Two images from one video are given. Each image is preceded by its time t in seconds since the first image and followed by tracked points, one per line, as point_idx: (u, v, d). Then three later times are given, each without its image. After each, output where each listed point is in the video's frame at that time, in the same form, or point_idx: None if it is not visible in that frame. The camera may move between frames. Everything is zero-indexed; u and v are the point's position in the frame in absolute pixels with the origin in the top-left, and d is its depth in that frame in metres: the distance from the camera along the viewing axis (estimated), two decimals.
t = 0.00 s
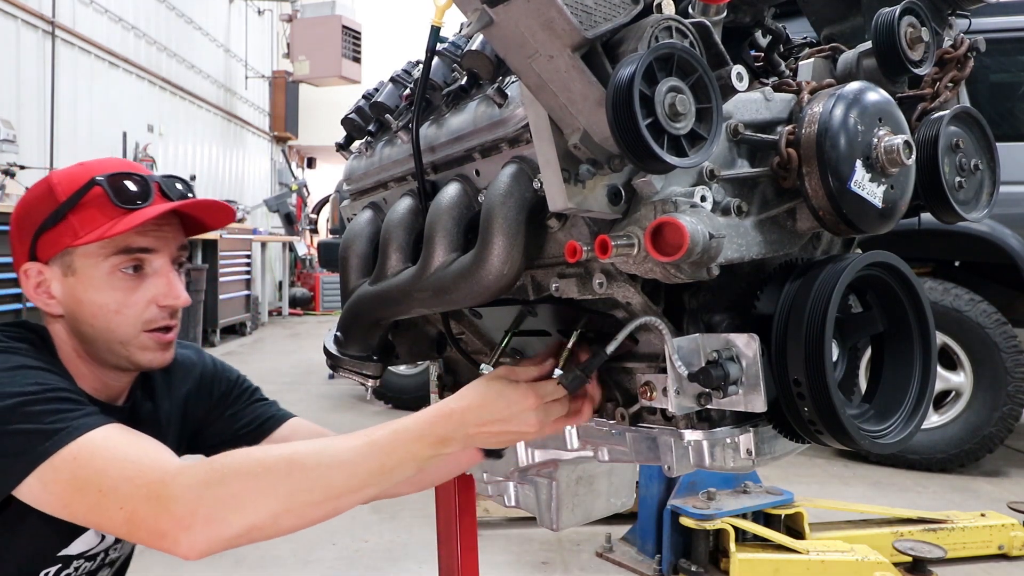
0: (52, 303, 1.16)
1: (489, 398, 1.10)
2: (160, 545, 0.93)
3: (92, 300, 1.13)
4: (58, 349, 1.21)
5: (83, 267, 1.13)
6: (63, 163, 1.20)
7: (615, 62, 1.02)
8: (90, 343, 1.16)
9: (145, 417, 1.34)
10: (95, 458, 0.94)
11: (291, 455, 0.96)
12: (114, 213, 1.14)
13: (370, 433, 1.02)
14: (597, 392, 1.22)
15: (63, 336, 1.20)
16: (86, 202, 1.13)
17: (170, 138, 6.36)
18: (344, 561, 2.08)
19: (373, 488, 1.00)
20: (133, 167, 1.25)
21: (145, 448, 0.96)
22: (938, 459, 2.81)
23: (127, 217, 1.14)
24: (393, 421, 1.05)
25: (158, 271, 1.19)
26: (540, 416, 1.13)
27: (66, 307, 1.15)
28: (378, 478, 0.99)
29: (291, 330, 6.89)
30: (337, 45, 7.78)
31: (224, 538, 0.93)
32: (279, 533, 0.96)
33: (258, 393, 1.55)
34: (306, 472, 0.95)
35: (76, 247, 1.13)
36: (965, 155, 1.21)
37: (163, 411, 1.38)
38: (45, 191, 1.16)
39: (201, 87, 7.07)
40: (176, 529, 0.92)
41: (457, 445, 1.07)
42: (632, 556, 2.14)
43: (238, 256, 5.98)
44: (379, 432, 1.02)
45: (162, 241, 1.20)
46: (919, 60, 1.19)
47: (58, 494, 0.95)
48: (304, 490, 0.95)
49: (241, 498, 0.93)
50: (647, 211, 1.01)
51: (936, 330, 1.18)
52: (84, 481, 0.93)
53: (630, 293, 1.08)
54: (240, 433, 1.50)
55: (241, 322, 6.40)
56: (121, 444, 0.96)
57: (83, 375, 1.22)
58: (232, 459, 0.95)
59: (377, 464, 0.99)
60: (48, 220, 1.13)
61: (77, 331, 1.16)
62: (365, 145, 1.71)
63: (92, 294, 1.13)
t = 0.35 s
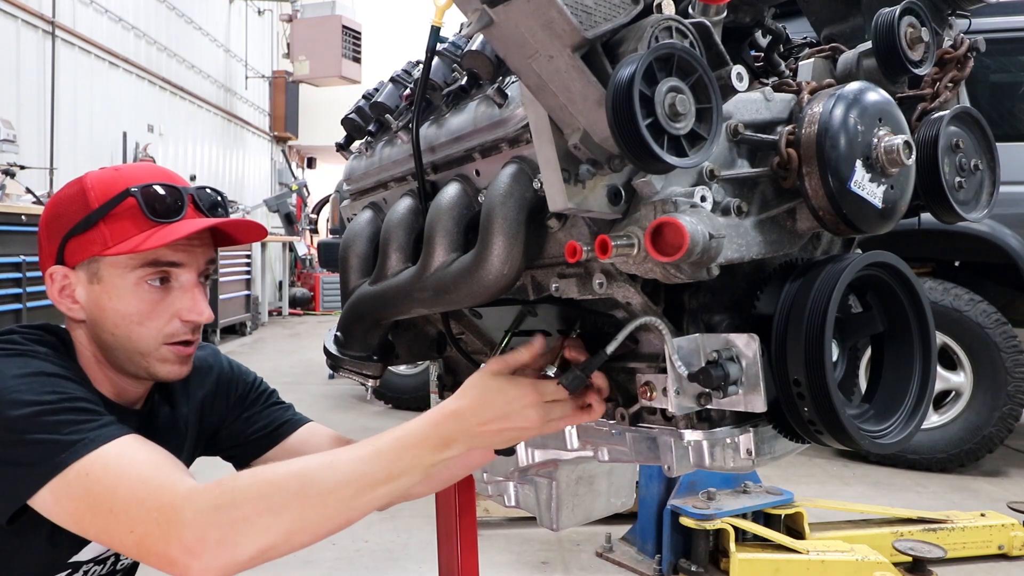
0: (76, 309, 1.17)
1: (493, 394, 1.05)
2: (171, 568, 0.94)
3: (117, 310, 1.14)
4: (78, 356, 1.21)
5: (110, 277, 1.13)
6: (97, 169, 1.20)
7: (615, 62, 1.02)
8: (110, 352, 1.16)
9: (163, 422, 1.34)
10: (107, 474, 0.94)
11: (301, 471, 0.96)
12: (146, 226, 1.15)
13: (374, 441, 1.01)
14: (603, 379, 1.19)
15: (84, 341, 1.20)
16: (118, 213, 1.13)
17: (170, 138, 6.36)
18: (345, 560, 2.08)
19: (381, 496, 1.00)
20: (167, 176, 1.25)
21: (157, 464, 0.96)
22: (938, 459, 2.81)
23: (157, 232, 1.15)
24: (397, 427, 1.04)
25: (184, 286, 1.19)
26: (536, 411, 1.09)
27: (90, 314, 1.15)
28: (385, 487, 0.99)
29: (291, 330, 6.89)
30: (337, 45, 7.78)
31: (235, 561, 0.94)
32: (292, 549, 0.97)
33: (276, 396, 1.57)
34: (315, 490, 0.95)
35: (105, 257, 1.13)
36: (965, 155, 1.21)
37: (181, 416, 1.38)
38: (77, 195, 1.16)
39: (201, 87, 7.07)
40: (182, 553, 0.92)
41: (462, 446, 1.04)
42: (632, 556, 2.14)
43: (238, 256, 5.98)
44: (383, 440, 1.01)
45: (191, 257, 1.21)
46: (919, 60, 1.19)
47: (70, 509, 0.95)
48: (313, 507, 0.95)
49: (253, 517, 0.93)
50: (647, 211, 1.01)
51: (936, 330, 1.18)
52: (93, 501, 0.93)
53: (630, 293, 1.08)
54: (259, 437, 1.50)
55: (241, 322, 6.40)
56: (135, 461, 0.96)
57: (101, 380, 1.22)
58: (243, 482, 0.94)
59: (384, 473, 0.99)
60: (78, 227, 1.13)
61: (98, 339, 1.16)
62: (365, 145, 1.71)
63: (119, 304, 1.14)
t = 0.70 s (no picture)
0: (81, 308, 1.17)
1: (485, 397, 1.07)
2: None
3: (122, 311, 1.13)
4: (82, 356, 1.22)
5: (114, 276, 1.13)
6: (101, 167, 1.20)
7: (615, 62, 1.03)
8: (115, 353, 1.17)
9: (166, 423, 1.34)
10: (109, 482, 0.93)
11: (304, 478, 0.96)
12: (151, 225, 1.15)
13: (376, 445, 1.01)
14: (606, 383, 1.16)
15: (89, 341, 1.20)
16: (123, 212, 1.13)
17: (170, 138, 6.36)
18: (345, 560, 2.08)
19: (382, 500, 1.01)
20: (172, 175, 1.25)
21: (161, 472, 0.95)
22: (938, 459, 2.81)
23: (163, 232, 1.15)
24: (395, 430, 1.04)
25: (189, 285, 1.19)
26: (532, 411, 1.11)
27: (95, 313, 1.15)
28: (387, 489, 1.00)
29: (291, 330, 6.89)
30: (337, 45, 7.78)
31: (240, 568, 0.94)
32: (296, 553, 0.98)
33: (277, 396, 1.57)
34: (318, 496, 0.95)
35: (110, 256, 1.13)
36: (965, 155, 1.21)
37: (184, 417, 1.38)
38: (82, 193, 1.16)
39: (201, 87, 7.07)
40: (186, 562, 0.92)
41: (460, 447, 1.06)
42: (632, 556, 2.14)
43: (238, 256, 5.98)
44: (383, 443, 1.02)
45: (196, 256, 1.20)
46: (919, 60, 1.19)
47: (73, 516, 0.95)
48: (316, 512, 0.95)
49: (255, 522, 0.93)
50: (647, 211, 1.01)
51: (936, 329, 1.18)
52: (97, 510, 0.93)
53: (630, 293, 1.08)
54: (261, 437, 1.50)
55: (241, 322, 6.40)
56: (139, 466, 0.95)
57: (104, 379, 1.22)
58: (245, 489, 0.94)
59: (386, 477, 1.00)
60: (83, 226, 1.13)
61: (103, 339, 1.16)
62: (365, 145, 1.71)
63: (124, 304, 1.14)
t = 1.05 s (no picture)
0: (77, 309, 1.16)
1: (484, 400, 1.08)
2: None
3: (119, 311, 1.14)
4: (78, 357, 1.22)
5: (111, 277, 1.13)
6: (98, 167, 1.20)
7: (615, 62, 1.03)
8: (112, 353, 1.17)
9: (163, 425, 1.34)
10: (108, 483, 0.93)
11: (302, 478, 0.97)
12: (148, 226, 1.15)
13: (373, 448, 1.02)
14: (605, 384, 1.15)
15: (86, 342, 1.20)
16: (121, 212, 1.13)
17: (170, 138, 6.36)
18: (344, 560, 2.08)
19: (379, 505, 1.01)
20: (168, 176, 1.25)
21: (159, 473, 0.95)
22: (938, 459, 2.81)
23: (160, 232, 1.15)
24: (393, 433, 1.06)
25: (186, 286, 1.19)
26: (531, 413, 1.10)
27: (91, 313, 1.15)
28: (386, 491, 1.01)
29: (291, 330, 6.89)
30: (337, 45, 7.78)
31: (238, 568, 0.94)
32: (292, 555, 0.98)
33: (274, 396, 1.57)
34: (316, 494, 0.96)
35: (106, 257, 1.13)
36: (965, 155, 1.21)
37: (181, 417, 1.38)
38: (79, 194, 1.16)
39: (201, 87, 7.07)
40: (184, 562, 0.92)
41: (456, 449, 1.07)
42: (632, 556, 2.14)
43: (237, 256, 5.98)
44: (382, 445, 1.03)
45: (194, 257, 1.20)
46: (919, 60, 1.19)
47: (71, 516, 0.94)
48: (314, 512, 0.96)
49: (254, 522, 0.93)
50: (647, 211, 1.01)
51: (936, 330, 1.18)
52: (96, 509, 0.93)
53: (630, 293, 1.08)
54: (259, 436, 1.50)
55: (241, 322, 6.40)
56: (136, 467, 0.95)
57: (100, 379, 1.22)
58: (243, 489, 0.94)
59: (385, 479, 1.01)
60: (80, 226, 1.13)
61: (100, 340, 1.16)
62: (365, 145, 1.71)
63: (120, 305, 1.14)
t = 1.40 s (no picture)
0: (73, 306, 1.16)
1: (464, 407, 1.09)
2: None
3: (115, 309, 1.14)
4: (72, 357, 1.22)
5: (109, 275, 1.13)
6: (95, 165, 1.20)
7: (615, 62, 1.02)
8: (106, 353, 1.17)
9: (158, 424, 1.34)
10: (92, 486, 0.93)
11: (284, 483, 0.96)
12: (146, 225, 1.15)
13: (358, 450, 1.02)
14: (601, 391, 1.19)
15: (80, 341, 1.20)
16: (120, 211, 1.13)
17: (170, 138, 6.36)
18: (344, 560, 2.07)
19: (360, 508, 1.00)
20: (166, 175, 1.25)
21: (144, 478, 0.94)
22: (938, 459, 2.81)
23: (159, 231, 1.15)
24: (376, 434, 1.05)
25: (184, 286, 1.19)
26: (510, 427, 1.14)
27: (88, 310, 1.15)
28: (363, 496, 1.00)
29: (291, 330, 6.89)
30: (337, 45, 7.78)
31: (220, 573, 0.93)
32: (272, 561, 0.97)
33: (269, 395, 1.57)
34: (296, 499, 0.95)
35: (104, 255, 1.13)
36: (966, 155, 1.21)
37: (175, 416, 1.38)
38: (77, 192, 1.16)
39: (201, 87, 7.07)
40: (166, 570, 0.92)
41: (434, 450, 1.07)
42: (632, 556, 2.14)
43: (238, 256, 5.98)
44: (363, 449, 1.02)
45: (191, 256, 1.20)
46: (919, 60, 1.19)
47: (53, 518, 0.94)
48: (295, 517, 0.95)
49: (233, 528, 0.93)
50: (647, 211, 1.00)
51: (936, 330, 1.18)
52: (79, 512, 0.92)
53: (630, 293, 1.08)
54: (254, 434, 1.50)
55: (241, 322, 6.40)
56: (121, 468, 0.95)
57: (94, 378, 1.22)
58: (225, 494, 0.94)
59: (367, 484, 1.00)
60: (78, 224, 1.13)
61: (95, 339, 1.16)
62: (365, 145, 1.71)
63: (117, 303, 1.14)
